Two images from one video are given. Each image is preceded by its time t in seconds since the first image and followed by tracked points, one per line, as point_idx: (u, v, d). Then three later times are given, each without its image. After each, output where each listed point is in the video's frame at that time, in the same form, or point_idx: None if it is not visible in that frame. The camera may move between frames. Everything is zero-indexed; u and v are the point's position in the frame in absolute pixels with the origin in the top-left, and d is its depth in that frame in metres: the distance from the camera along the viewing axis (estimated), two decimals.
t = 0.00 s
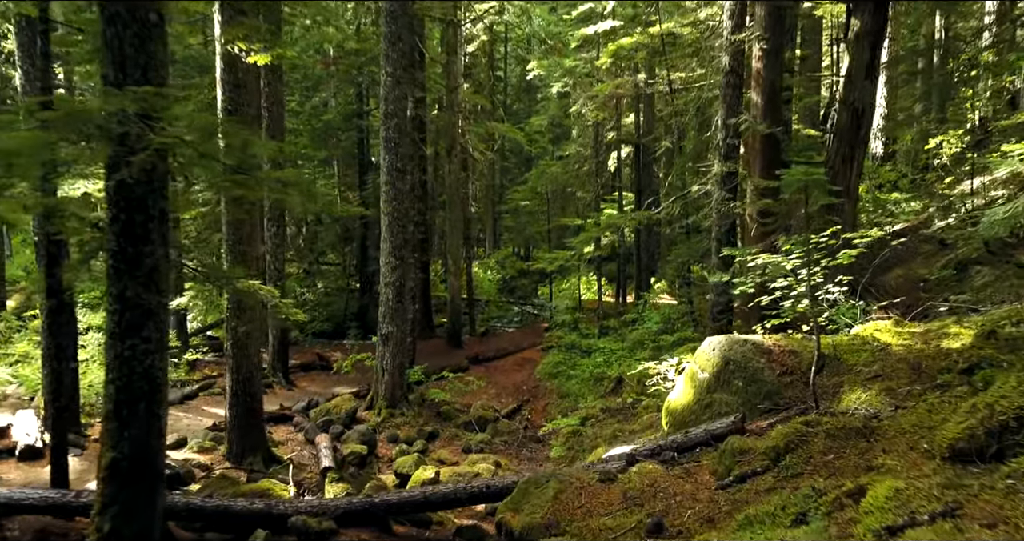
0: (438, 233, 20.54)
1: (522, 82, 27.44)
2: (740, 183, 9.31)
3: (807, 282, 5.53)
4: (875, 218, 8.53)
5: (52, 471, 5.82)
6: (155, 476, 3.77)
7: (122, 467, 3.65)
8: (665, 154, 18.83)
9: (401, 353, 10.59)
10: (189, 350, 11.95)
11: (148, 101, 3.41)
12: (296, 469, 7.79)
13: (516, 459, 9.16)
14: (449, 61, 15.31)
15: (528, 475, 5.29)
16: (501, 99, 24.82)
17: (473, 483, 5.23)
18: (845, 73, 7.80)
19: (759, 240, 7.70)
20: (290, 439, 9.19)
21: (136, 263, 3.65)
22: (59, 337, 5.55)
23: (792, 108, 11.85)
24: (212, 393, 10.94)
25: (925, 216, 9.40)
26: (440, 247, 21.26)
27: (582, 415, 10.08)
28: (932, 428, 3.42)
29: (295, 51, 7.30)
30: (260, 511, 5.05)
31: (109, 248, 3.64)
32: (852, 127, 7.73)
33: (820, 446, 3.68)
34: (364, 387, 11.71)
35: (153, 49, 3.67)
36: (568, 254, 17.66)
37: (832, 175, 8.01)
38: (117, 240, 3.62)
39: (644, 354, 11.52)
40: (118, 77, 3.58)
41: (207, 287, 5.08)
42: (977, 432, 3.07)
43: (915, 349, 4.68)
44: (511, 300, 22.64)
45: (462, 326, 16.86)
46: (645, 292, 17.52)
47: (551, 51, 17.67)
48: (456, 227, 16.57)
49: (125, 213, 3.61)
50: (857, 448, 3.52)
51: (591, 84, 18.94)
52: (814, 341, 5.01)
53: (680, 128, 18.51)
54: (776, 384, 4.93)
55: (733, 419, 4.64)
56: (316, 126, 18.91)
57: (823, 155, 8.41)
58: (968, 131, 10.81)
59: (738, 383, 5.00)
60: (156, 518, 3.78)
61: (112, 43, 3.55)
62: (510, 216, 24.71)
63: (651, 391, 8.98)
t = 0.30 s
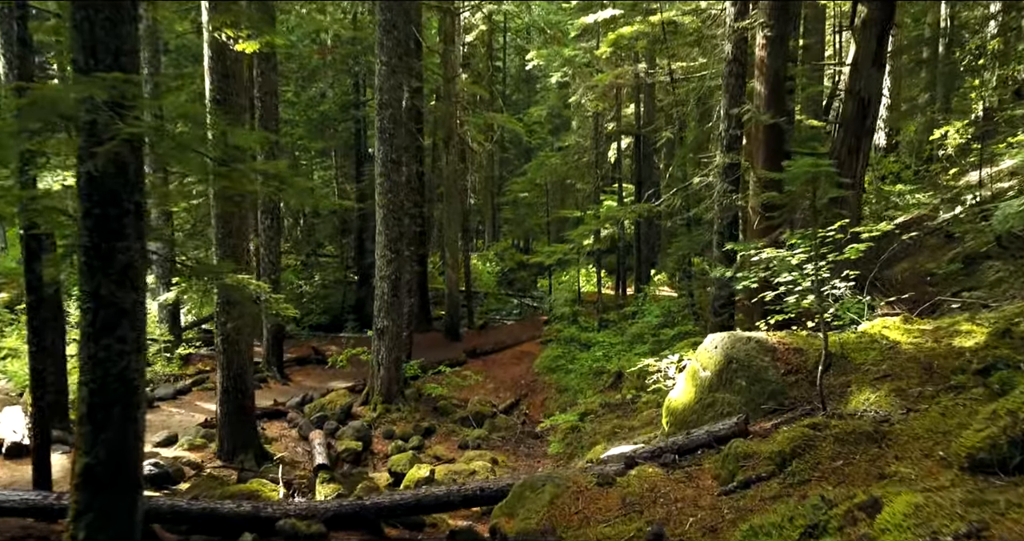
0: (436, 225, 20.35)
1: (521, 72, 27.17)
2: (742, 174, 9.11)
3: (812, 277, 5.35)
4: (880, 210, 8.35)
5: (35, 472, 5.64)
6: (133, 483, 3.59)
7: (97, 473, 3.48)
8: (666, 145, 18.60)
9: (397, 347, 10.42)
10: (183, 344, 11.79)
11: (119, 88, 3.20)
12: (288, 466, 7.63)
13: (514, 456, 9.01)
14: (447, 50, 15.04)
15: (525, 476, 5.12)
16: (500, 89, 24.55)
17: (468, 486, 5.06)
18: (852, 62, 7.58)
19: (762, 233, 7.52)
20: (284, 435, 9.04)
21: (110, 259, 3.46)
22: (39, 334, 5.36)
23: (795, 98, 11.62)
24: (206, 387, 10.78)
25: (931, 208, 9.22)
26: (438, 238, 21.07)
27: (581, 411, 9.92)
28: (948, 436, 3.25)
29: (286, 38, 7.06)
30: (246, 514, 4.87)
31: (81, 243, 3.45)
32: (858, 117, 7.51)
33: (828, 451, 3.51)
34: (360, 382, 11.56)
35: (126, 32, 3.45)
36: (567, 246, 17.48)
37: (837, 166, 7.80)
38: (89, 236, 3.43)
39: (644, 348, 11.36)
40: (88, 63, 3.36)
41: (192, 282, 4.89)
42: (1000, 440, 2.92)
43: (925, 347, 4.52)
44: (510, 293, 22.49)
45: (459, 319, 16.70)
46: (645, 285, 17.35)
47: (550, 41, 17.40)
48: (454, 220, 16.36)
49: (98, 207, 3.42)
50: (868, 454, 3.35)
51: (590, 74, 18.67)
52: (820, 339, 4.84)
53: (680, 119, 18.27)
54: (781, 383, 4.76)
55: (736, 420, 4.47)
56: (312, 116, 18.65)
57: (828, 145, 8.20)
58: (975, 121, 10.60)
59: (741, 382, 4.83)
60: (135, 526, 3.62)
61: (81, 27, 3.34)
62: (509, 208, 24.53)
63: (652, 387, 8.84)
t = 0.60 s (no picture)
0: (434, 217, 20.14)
1: (520, 63, 26.88)
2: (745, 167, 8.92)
3: (817, 274, 5.17)
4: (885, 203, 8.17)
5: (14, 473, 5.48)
6: (107, 491, 3.43)
7: (70, 481, 3.31)
8: (666, 136, 18.36)
9: (393, 343, 10.25)
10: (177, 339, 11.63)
11: (86, 76, 3.01)
12: (280, 465, 7.48)
13: (511, 453, 8.85)
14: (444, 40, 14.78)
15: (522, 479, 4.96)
16: (499, 80, 24.26)
17: (462, 489, 4.89)
18: (858, 51, 7.37)
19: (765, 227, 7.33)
20: (277, 432, 8.88)
21: (83, 257, 3.29)
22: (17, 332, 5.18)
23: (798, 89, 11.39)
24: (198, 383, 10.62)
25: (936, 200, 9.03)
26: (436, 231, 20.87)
27: (580, 407, 9.77)
28: (965, 444, 3.08)
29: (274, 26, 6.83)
30: (232, 519, 4.68)
31: (51, 240, 3.27)
32: (864, 108, 7.31)
33: (837, 459, 3.34)
34: (356, 377, 11.39)
35: (95, 17, 3.25)
36: (566, 239, 17.28)
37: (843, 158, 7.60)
38: (58, 232, 3.25)
39: (644, 343, 11.19)
40: (54, 50, 3.17)
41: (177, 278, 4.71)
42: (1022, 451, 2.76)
43: (937, 347, 4.35)
44: (509, 286, 22.31)
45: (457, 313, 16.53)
46: (645, 278, 17.15)
47: (549, 31, 17.12)
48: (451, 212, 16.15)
49: (67, 202, 3.23)
50: (879, 462, 3.19)
51: (590, 64, 18.39)
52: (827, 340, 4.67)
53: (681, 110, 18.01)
54: (787, 385, 4.59)
55: (739, 423, 4.30)
56: (308, 108, 18.41)
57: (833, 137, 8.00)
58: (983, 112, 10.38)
59: (745, 383, 4.66)
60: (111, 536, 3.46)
61: (46, 12, 3.14)
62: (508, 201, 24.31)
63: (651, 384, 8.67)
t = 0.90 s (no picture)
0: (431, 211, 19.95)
1: (519, 54, 26.59)
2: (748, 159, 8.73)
3: (822, 271, 5.00)
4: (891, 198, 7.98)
5: None
6: (79, 502, 3.26)
7: (38, 496, 3.12)
8: (667, 129, 18.12)
9: (389, 340, 10.07)
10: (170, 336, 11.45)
11: (49, 62, 2.81)
12: (272, 466, 7.31)
13: (508, 452, 8.69)
14: (441, 31, 14.53)
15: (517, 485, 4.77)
16: (498, 72, 23.99)
17: (456, 495, 4.71)
18: (865, 41, 7.15)
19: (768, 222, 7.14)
20: (270, 431, 8.71)
21: (50, 256, 3.09)
22: None
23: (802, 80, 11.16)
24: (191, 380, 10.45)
25: (942, 194, 8.85)
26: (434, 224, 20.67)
27: (578, 405, 9.60)
28: (985, 457, 2.91)
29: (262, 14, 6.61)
30: (216, 526, 4.46)
31: (15, 239, 3.07)
32: (870, 99, 7.10)
33: (849, 471, 3.17)
34: (351, 374, 11.23)
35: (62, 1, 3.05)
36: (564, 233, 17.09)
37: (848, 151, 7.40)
38: (23, 231, 3.05)
39: (643, 339, 11.02)
40: (17, 36, 2.96)
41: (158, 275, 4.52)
42: None
43: (949, 348, 4.18)
44: (508, 280, 22.13)
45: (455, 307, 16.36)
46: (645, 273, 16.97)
47: (548, 21, 16.85)
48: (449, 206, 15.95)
49: (33, 199, 3.04)
50: (894, 475, 3.02)
51: (589, 55, 18.13)
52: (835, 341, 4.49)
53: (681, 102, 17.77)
54: (792, 388, 4.41)
55: (743, 427, 4.12)
56: (304, 100, 18.16)
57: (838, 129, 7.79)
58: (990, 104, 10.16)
59: (749, 385, 4.48)
60: None
61: None
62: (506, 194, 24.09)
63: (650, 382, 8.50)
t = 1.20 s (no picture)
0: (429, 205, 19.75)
1: (519, 46, 26.30)
2: (751, 153, 8.52)
3: (829, 270, 4.81)
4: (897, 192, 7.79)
5: None
6: (48, 517, 3.08)
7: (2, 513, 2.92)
8: (667, 121, 17.88)
9: (384, 337, 9.90)
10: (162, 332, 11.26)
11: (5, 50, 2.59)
12: (264, 467, 7.15)
13: (505, 451, 8.54)
14: (438, 22, 14.27)
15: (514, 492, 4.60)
16: (497, 64, 23.72)
17: (450, 502, 4.53)
18: (871, 32, 6.94)
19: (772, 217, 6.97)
20: (263, 430, 8.54)
21: (15, 258, 2.89)
22: None
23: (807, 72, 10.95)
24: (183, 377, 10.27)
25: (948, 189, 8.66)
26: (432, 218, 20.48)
27: (577, 403, 9.44)
28: (1008, 471, 2.74)
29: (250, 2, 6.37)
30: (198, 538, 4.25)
31: None
32: (877, 92, 6.90)
33: (861, 484, 3.00)
34: (347, 371, 11.08)
35: None
36: (563, 227, 16.91)
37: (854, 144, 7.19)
38: None
39: (643, 335, 10.85)
40: None
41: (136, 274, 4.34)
42: None
43: (962, 352, 4.00)
44: (507, 275, 21.96)
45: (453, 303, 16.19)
46: (645, 267, 16.79)
47: (548, 12, 16.58)
48: (447, 200, 15.76)
49: None
50: (910, 489, 2.85)
51: (589, 47, 17.87)
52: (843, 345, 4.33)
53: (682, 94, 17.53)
54: (798, 392, 4.23)
55: (750, 434, 3.94)
56: (301, 92, 17.91)
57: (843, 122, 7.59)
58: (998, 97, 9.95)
59: (753, 389, 4.32)
60: None
61: None
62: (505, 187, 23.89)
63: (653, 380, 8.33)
